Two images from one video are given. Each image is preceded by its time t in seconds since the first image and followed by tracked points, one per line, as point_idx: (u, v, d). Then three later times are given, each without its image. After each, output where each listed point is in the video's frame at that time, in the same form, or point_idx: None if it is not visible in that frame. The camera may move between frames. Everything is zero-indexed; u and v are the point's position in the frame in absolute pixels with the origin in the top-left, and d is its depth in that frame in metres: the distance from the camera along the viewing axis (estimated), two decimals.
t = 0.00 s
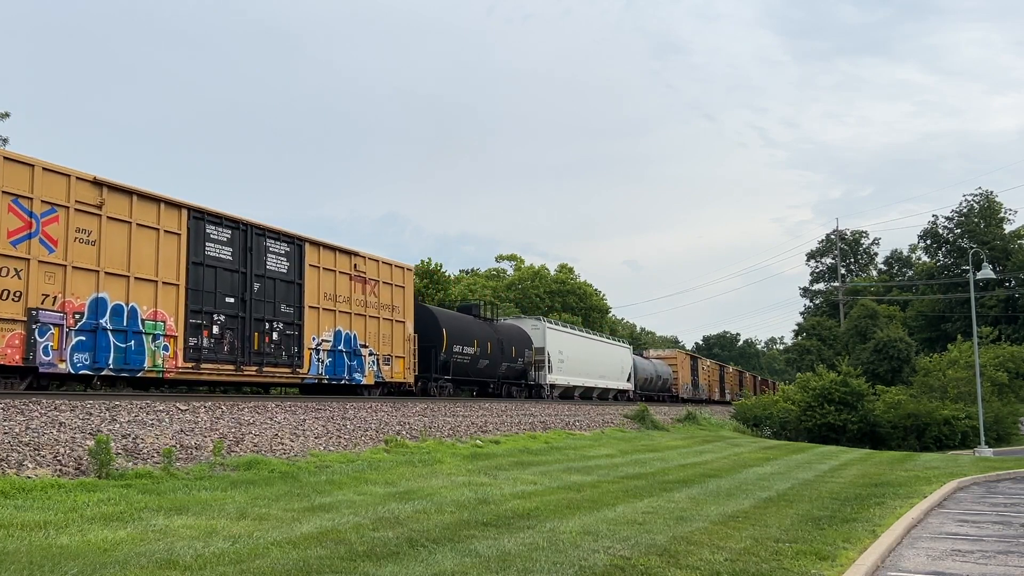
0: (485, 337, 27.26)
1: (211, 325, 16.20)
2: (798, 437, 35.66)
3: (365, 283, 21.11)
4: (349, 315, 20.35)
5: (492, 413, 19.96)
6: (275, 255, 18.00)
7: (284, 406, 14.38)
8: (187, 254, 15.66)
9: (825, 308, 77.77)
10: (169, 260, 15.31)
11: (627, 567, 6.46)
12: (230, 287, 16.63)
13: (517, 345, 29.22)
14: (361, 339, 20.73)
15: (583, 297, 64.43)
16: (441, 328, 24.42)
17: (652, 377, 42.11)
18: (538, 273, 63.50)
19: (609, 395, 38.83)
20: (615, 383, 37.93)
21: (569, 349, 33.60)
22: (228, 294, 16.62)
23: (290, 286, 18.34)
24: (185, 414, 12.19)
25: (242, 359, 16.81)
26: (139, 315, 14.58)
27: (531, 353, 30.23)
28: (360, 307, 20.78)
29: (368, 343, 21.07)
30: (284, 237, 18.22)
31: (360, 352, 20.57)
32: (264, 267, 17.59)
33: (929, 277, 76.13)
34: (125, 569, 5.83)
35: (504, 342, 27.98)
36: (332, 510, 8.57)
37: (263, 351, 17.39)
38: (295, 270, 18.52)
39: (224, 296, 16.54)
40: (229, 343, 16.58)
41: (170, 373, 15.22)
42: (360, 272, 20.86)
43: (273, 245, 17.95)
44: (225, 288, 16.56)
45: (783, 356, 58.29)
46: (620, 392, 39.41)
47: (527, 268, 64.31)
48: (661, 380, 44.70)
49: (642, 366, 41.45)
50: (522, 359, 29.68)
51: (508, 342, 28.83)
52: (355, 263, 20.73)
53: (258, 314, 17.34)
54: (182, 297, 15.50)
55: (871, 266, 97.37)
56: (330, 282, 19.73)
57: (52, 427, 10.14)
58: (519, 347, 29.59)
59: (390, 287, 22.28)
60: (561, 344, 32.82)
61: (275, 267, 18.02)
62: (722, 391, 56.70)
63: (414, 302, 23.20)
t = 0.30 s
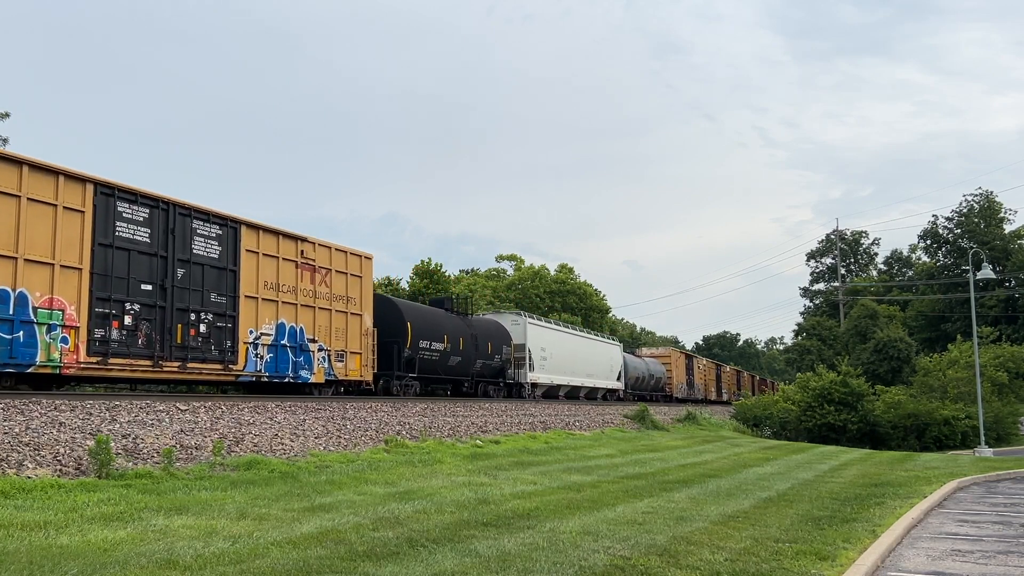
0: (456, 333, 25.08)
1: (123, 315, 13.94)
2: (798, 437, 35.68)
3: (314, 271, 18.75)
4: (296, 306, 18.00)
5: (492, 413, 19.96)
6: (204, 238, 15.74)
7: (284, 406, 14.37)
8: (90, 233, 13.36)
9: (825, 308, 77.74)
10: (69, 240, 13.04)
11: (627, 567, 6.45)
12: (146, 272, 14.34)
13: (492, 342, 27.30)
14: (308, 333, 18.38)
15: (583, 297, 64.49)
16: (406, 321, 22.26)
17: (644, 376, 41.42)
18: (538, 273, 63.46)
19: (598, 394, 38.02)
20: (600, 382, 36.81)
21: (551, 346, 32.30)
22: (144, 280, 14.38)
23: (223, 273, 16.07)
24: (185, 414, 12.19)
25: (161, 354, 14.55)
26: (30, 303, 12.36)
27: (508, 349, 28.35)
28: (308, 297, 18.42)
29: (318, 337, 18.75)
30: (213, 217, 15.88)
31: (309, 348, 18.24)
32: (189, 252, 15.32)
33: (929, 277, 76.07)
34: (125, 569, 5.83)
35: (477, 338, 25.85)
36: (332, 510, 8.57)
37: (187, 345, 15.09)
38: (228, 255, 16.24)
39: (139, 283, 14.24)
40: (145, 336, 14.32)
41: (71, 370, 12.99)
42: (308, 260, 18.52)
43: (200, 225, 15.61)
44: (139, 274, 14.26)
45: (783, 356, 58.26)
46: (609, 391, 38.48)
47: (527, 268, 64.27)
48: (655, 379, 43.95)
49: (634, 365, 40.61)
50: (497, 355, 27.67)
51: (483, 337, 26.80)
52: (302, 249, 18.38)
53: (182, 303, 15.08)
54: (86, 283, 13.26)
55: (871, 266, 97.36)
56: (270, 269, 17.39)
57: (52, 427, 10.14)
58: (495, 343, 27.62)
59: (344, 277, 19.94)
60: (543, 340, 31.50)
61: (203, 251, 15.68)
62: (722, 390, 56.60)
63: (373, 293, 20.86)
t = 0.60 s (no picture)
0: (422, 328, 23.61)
1: (10, 302, 12.47)
2: (798, 437, 35.67)
3: (251, 257, 17.23)
4: (229, 294, 16.51)
5: (492, 413, 19.97)
6: (115, 218, 14.21)
7: (284, 406, 14.37)
8: None
9: (826, 308, 77.71)
10: None
11: (627, 567, 6.45)
12: (38, 254, 12.84)
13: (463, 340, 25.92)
14: (244, 325, 16.93)
15: (584, 297, 64.49)
16: (362, 314, 20.90)
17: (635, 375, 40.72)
18: (538, 273, 63.40)
19: (586, 395, 37.11)
20: (587, 381, 35.72)
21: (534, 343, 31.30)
22: (37, 263, 12.88)
23: (138, 257, 14.54)
24: (185, 414, 12.19)
25: (58, 346, 13.09)
26: None
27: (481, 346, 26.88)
28: (243, 286, 16.92)
29: (255, 330, 17.26)
30: (124, 194, 14.31)
31: (245, 343, 16.88)
32: (94, 231, 13.77)
33: (929, 277, 76.02)
34: (124, 569, 5.83)
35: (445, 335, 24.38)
36: (332, 510, 8.58)
37: (90, 338, 13.64)
38: (145, 237, 14.70)
39: (30, 266, 12.74)
40: (38, 326, 12.85)
41: None
42: (244, 244, 17.00)
43: (109, 203, 14.06)
44: (31, 256, 12.78)
45: (783, 356, 58.29)
46: (598, 391, 37.56)
47: (527, 268, 64.21)
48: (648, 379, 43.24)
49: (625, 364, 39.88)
50: (469, 352, 26.33)
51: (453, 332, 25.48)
52: (237, 232, 16.83)
53: (86, 289, 13.60)
54: None
55: (871, 267, 97.33)
56: (199, 253, 15.85)
57: (52, 427, 10.14)
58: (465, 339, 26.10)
59: (288, 264, 18.40)
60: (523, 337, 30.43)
61: (114, 232, 14.14)
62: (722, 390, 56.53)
63: (320, 283, 19.35)
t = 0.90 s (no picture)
0: (383, 320, 21.59)
1: None
2: (798, 437, 35.63)
3: (173, 239, 14.94)
4: (145, 281, 14.24)
5: (492, 413, 19.97)
6: None
7: (284, 406, 14.39)
8: None
9: (826, 308, 77.73)
10: None
11: (627, 568, 6.45)
12: None
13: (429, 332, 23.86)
14: (164, 315, 14.67)
15: (583, 297, 64.54)
16: (309, 305, 18.82)
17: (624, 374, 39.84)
18: (538, 273, 63.39)
19: (572, 394, 36.13)
20: (570, 380, 34.30)
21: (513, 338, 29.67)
22: None
23: (29, 237, 12.30)
24: (184, 414, 12.20)
25: None
26: None
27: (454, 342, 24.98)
28: (163, 272, 14.64)
29: (177, 321, 14.97)
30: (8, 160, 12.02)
31: (164, 335, 14.64)
32: None
33: (929, 277, 76.03)
34: (125, 569, 5.83)
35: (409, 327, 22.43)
36: (332, 510, 8.58)
37: None
38: (39, 213, 12.45)
39: None
40: None
41: None
42: (165, 225, 14.70)
43: None
44: None
45: (783, 356, 58.30)
46: (584, 390, 36.70)
47: (527, 268, 64.20)
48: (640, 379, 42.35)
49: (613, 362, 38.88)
50: (440, 349, 24.29)
51: (421, 327, 23.46)
52: (154, 211, 14.53)
53: None
54: None
55: (871, 267, 97.33)
56: (107, 234, 13.58)
57: (52, 427, 10.14)
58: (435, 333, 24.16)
59: (220, 249, 16.09)
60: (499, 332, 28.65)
61: None
62: (722, 390, 56.47)
63: (260, 269, 17.09)
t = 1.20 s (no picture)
0: (336, 313, 19.88)
1: None
2: (798, 437, 35.52)
3: (75, 217, 13.39)
4: (38, 263, 12.74)
5: (492, 413, 19.97)
6: None
7: (284, 406, 14.38)
8: None
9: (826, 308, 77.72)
10: None
11: (627, 568, 6.46)
12: None
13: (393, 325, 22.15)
14: (61, 303, 13.10)
15: (583, 297, 64.57)
16: (246, 295, 17.18)
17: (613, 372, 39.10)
18: (538, 273, 63.37)
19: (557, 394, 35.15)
20: (553, 377, 32.97)
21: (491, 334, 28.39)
22: None
23: None
24: (184, 414, 12.20)
25: None
26: None
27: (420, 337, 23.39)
28: (62, 254, 13.10)
29: (79, 309, 13.42)
30: None
31: (62, 325, 13.10)
32: None
33: (929, 277, 75.98)
34: (125, 569, 5.83)
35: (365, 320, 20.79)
36: (332, 510, 8.58)
37: None
38: None
39: None
40: None
41: None
42: (64, 201, 13.16)
43: None
44: None
45: (783, 356, 58.29)
46: (571, 390, 35.77)
47: (527, 268, 64.17)
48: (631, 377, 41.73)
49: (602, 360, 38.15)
50: (402, 344, 22.61)
51: (380, 319, 21.78)
52: (52, 184, 13.01)
53: None
54: None
55: (871, 267, 97.32)
56: None
57: (52, 427, 10.14)
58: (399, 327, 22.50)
59: (133, 229, 14.49)
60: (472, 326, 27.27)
61: None
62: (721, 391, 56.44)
63: (183, 253, 15.52)
